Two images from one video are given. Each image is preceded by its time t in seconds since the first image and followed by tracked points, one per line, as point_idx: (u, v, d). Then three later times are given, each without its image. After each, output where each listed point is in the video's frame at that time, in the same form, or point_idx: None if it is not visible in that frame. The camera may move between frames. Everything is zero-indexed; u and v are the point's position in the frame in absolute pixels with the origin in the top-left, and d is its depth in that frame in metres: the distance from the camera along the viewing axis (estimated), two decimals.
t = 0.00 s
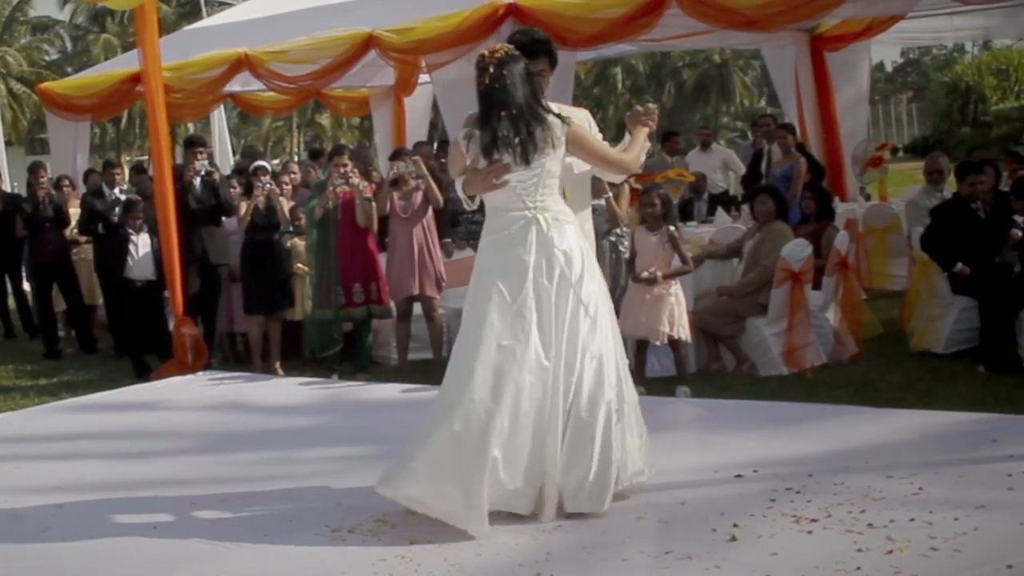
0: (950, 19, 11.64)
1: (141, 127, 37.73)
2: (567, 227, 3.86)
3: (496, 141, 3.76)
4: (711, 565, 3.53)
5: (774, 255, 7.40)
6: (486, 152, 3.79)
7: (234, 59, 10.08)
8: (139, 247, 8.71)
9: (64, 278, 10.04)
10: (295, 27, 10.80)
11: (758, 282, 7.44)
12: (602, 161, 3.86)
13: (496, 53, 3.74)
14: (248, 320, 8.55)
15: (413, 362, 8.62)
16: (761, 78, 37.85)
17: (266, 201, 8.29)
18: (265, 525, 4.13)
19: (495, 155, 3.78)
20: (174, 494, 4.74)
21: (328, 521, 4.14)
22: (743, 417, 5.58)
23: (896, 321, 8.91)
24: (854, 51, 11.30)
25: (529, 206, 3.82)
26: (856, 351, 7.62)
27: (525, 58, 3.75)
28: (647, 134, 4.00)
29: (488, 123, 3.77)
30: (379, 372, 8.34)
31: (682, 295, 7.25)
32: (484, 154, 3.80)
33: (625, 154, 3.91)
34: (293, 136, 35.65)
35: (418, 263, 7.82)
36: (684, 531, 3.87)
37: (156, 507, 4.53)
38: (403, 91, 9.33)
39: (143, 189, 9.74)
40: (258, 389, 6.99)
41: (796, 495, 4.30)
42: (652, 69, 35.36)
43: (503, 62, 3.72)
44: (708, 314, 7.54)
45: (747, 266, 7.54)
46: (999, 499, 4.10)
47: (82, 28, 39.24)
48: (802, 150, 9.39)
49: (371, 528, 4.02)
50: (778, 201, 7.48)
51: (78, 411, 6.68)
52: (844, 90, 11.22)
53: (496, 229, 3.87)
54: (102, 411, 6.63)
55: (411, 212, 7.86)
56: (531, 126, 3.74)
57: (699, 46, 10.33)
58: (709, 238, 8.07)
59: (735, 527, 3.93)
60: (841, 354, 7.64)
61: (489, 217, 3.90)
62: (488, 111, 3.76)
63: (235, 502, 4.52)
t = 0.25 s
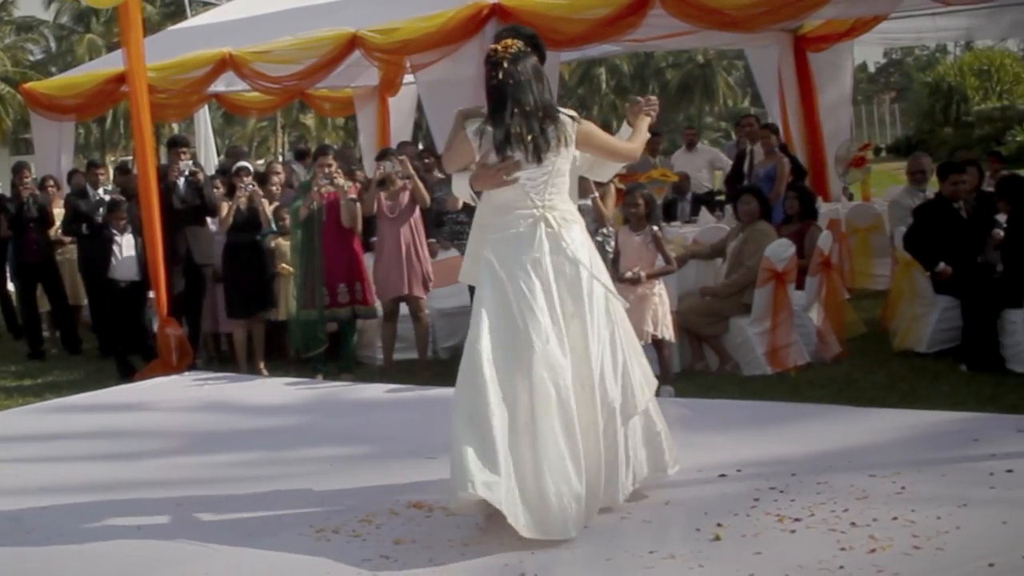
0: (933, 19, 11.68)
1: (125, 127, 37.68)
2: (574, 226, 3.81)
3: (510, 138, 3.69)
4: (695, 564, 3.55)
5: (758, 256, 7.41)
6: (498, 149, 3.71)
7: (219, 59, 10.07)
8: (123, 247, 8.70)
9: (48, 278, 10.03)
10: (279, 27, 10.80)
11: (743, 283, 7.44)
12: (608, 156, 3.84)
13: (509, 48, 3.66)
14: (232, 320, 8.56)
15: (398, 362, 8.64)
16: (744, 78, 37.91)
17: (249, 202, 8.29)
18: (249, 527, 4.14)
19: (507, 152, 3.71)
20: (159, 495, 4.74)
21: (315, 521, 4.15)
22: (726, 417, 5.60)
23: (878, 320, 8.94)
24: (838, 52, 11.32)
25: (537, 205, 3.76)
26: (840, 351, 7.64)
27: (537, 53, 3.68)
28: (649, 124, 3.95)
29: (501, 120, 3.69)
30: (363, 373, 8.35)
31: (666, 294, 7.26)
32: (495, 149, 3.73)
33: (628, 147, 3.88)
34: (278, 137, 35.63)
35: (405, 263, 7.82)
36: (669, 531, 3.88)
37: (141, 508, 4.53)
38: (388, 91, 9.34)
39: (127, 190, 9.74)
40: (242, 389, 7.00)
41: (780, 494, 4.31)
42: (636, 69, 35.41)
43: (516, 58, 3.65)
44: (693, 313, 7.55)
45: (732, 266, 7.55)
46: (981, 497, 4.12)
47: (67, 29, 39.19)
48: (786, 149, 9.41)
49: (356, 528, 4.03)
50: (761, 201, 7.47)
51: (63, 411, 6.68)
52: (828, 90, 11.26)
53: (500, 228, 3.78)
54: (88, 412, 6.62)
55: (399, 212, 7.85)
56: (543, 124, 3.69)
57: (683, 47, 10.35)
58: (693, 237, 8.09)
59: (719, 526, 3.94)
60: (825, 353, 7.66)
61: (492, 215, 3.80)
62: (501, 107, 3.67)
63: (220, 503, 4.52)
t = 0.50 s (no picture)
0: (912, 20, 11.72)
1: (105, 128, 37.61)
2: (564, 229, 3.75)
3: (502, 138, 3.62)
4: (675, 564, 3.56)
5: (738, 257, 7.43)
6: (491, 149, 3.63)
7: (200, 60, 10.07)
8: (104, 247, 8.69)
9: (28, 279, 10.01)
10: (260, 28, 10.80)
11: (723, 284, 7.46)
12: (596, 162, 3.82)
13: (503, 46, 3.59)
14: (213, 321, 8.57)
15: (379, 363, 8.66)
16: (724, 79, 37.99)
17: (226, 205, 8.26)
18: (231, 528, 4.15)
19: (499, 153, 3.64)
20: (140, 497, 4.74)
21: (297, 522, 4.17)
22: (705, 416, 5.62)
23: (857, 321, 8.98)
24: (817, 52, 11.35)
25: (527, 207, 3.69)
26: (819, 351, 7.68)
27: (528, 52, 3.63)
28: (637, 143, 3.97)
29: (493, 119, 3.62)
30: (344, 373, 8.39)
31: (646, 295, 7.27)
32: (486, 150, 3.66)
33: (616, 159, 3.87)
34: (259, 137, 35.60)
35: (387, 263, 7.82)
36: (652, 531, 3.89)
37: (121, 510, 4.53)
38: (369, 92, 9.34)
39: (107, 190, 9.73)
40: (223, 390, 7.00)
41: (760, 494, 4.33)
42: (617, 70, 35.45)
43: (510, 57, 3.59)
44: (672, 314, 7.57)
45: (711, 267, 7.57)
46: (958, 496, 4.14)
47: (47, 29, 39.12)
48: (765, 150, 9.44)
49: (337, 528, 4.04)
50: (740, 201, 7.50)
51: (44, 413, 6.67)
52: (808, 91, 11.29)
53: (488, 229, 3.71)
54: (69, 413, 6.62)
55: (381, 213, 7.85)
56: (535, 124, 3.64)
57: (665, 48, 10.37)
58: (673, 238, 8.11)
59: (699, 527, 3.95)
60: (805, 353, 7.69)
61: (482, 217, 3.75)
62: (494, 106, 3.61)
63: (201, 504, 4.52)
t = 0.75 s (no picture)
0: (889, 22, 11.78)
1: (84, 128, 37.52)
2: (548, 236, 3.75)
3: (487, 141, 3.59)
4: (654, 564, 3.57)
5: (716, 257, 7.44)
6: (475, 152, 3.60)
7: (179, 61, 10.06)
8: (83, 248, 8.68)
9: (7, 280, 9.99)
10: (240, 29, 10.80)
11: (701, 284, 7.48)
12: (580, 179, 3.83)
13: (492, 50, 3.60)
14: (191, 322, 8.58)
15: (359, 363, 8.67)
16: (703, 80, 38.05)
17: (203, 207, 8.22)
18: (210, 529, 4.15)
19: (484, 158, 3.60)
20: (119, 497, 4.74)
21: (277, 522, 4.18)
22: (683, 417, 5.64)
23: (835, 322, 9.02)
24: (795, 53, 11.39)
25: (513, 212, 3.69)
26: (797, 350, 7.72)
27: (519, 58, 3.63)
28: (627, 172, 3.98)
29: (480, 122, 3.61)
30: (324, 374, 8.41)
31: (625, 295, 7.28)
32: (469, 154, 3.61)
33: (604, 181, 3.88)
34: (238, 138, 35.54)
35: (367, 263, 7.82)
36: (624, 529, 3.92)
37: (101, 511, 4.54)
38: (348, 94, 9.33)
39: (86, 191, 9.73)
40: (202, 390, 7.00)
41: (738, 493, 4.35)
42: (596, 71, 35.49)
43: (499, 60, 3.59)
44: (651, 313, 7.58)
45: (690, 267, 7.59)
46: (935, 495, 4.17)
47: (25, 29, 39.02)
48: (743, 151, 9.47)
49: (317, 529, 4.06)
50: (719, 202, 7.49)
51: (23, 414, 6.66)
52: (786, 92, 11.32)
53: (471, 235, 3.72)
54: (49, 414, 6.61)
55: (362, 214, 7.84)
56: (523, 131, 3.63)
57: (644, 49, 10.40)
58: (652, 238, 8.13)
59: (677, 527, 3.97)
60: (783, 352, 7.73)
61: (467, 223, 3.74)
62: (481, 108, 3.60)
63: (181, 505, 4.53)
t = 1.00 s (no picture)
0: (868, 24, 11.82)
1: (65, 129, 37.44)
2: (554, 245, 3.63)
3: (491, 146, 3.49)
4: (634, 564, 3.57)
5: (697, 258, 7.46)
6: (478, 158, 3.49)
7: (160, 61, 10.04)
8: (64, 248, 8.68)
9: None
10: (222, 29, 10.79)
11: (681, 285, 7.50)
12: (586, 186, 3.59)
13: (494, 50, 3.49)
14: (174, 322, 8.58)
15: (340, 364, 8.68)
16: (685, 82, 38.11)
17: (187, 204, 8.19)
18: (190, 529, 4.16)
19: (488, 163, 3.50)
20: (100, 498, 4.75)
21: (258, 522, 4.18)
22: (663, 417, 5.66)
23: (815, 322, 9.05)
24: (775, 54, 11.42)
25: (518, 220, 3.57)
26: (777, 351, 7.74)
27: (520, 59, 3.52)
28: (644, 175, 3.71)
29: (482, 126, 3.50)
30: (306, 374, 8.42)
31: (607, 296, 7.29)
32: (473, 160, 3.51)
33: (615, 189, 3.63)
34: (219, 138, 35.51)
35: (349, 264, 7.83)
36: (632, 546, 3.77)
37: (81, 511, 4.54)
38: (329, 94, 9.32)
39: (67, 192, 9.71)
40: (184, 391, 7.00)
41: (718, 493, 4.37)
42: (578, 73, 35.53)
43: (501, 62, 3.48)
44: (632, 313, 7.61)
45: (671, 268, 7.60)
46: (914, 495, 4.19)
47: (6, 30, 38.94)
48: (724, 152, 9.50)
49: (298, 529, 4.07)
50: (700, 203, 7.52)
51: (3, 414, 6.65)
52: (766, 93, 11.35)
53: (475, 242, 3.60)
54: (29, 414, 6.60)
55: (342, 214, 7.85)
56: (527, 135, 3.50)
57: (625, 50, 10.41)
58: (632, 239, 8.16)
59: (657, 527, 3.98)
60: (763, 353, 7.75)
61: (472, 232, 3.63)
62: (484, 112, 3.49)
63: (162, 505, 4.53)
